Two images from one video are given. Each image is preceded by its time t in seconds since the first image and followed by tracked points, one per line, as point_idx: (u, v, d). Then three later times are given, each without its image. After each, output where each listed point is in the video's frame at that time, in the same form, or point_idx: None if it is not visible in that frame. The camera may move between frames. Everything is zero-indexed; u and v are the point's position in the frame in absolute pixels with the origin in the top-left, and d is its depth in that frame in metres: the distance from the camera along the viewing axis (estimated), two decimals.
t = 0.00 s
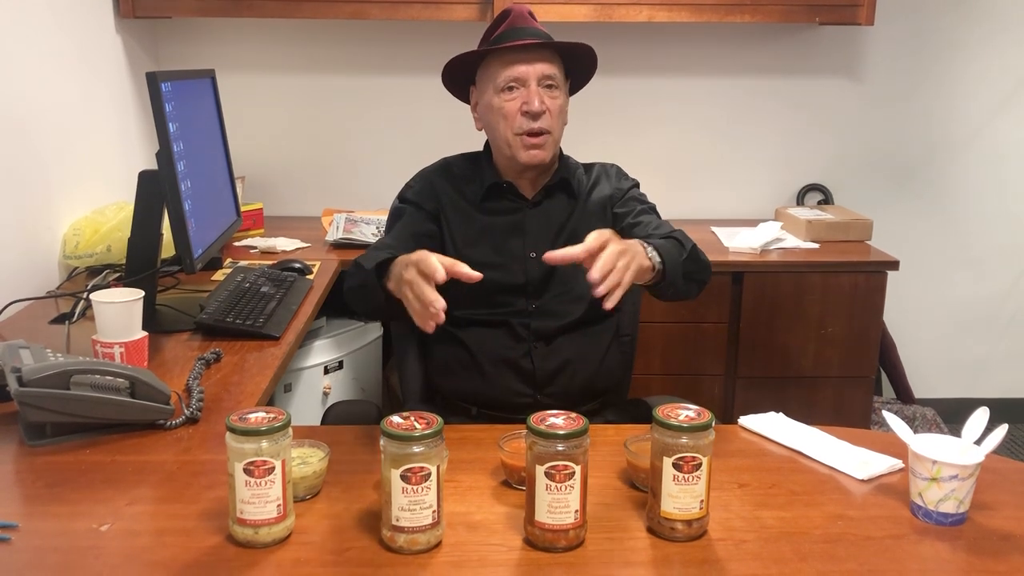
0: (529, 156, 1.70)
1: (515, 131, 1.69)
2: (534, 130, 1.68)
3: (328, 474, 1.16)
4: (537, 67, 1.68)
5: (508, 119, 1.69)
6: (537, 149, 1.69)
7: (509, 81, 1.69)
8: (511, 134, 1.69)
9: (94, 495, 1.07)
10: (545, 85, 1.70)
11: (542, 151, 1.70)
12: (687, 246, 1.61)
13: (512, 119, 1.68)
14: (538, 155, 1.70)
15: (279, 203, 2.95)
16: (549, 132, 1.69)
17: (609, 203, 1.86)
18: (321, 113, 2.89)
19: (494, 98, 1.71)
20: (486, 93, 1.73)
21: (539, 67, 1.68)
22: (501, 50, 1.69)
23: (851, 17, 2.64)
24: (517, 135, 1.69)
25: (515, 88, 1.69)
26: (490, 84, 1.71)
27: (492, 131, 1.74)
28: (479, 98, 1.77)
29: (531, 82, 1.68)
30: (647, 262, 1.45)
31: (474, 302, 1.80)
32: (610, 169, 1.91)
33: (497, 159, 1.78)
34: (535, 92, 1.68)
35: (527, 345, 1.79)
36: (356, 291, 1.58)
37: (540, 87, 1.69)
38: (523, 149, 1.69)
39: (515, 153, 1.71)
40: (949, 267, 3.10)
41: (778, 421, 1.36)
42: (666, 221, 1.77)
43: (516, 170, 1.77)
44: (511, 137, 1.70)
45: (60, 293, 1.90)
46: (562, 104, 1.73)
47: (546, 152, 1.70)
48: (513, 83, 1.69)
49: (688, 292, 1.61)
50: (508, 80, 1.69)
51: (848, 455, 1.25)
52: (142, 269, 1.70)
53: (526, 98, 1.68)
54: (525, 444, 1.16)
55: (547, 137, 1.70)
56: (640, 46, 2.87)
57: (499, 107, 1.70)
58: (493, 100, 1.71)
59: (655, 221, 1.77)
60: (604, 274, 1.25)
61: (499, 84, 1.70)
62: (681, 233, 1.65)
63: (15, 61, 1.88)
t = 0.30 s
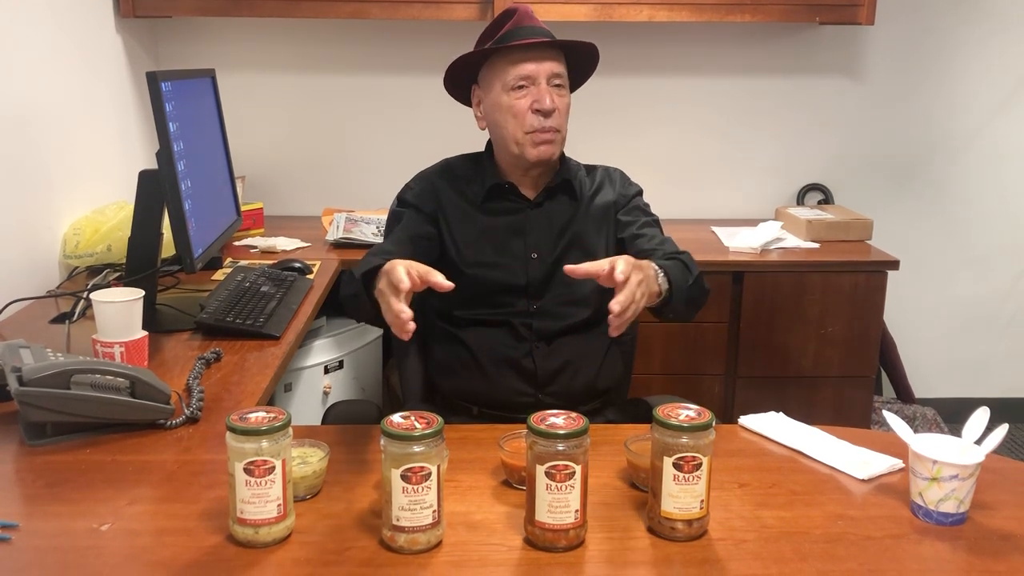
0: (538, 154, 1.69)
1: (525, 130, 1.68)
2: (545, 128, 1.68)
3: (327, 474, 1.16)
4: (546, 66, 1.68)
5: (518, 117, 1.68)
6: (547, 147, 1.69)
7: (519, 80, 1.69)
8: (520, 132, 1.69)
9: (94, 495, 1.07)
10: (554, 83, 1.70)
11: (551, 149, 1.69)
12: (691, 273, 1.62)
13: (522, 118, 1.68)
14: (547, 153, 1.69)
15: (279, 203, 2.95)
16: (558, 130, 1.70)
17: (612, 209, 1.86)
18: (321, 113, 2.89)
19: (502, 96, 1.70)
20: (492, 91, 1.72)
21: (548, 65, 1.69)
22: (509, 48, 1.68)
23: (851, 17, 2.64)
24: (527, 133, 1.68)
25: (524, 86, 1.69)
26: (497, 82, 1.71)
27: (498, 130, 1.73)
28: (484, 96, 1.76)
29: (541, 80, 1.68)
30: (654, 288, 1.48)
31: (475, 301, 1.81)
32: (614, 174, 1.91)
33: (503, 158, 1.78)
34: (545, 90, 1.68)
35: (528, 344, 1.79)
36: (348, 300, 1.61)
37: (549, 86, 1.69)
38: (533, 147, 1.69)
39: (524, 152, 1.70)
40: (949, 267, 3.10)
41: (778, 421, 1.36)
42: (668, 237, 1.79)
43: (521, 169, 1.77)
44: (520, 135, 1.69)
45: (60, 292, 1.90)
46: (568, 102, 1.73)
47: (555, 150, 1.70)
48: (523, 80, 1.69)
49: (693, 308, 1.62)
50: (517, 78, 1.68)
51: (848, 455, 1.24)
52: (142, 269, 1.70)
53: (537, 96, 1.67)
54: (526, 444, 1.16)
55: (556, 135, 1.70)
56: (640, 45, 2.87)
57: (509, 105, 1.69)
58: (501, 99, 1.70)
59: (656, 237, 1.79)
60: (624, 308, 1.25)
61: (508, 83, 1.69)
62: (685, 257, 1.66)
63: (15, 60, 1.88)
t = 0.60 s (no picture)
0: (537, 161, 1.69)
1: (525, 135, 1.68)
2: (545, 136, 1.67)
3: (328, 474, 1.16)
4: (550, 72, 1.68)
5: (519, 122, 1.68)
6: (546, 154, 1.69)
7: (521, 84, 1.68)
8: (520, 138, 1.69)
9: (95, 495, 1.07)
10: (557, 90, 1.70)
11: (550, 157, 1.70)
12: (668, 299, 1.65)
13: (522, 123, 1.68)
14: (546, 161, 1.69)
15: (279, 204, 2.95)
16: (558, 137, 1.70)
17: (609, 215, 1.86)
18: (321, 113, 2.89)
19: (504, 100, 1.70)
20: (494, 94, 1.72)
21: (552, 72, 1.68)
22: (513, 52, 1.68)
23: (851, 17, 2.64)
24: (527, 139, 1.68)
25: (527, 91, 1.68)
26: (499, 85, 1.70)
27: (498, 133, 1.73)
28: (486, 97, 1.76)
29: (543, 87, 1.68)
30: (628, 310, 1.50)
31: (474, 301, 1.81)
32: (614, 181, 1.91)
33: (502, 161, 1.78)
34: (547, 97, 1.68)
35: (527, 345, 1.79)
36: (355, 322, 1.56)
37: (552, 92, 1.69)
38: (532, 154, 1.69)
39: (523, 157, 1.70)
40: (949, 267, 3.10)
41: (778, 421, 1.36)
42: (659, 254, 1.79)
43: (519, 173, 1.77)
44: (519, 141, 1.69)
45: (60, 292, 1.90)
46: (570, 109, 1.73)
47: (554, 157, 1.70)
48: (525, 86, 1.68)
49: (671, 332, 1.65)
50: (520, 83, 1.68)
51: (848, 455, 1.25)
52: (142, 269, 1.70)
53: (539, 103, 1.67)
54: (526, 444, 1.16)
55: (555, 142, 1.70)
56: (640, 46, 2.87)
57: (510, 109, 1.69)
58: (502, 102, 1.70)
59: (647, 253, 1.79)
60: (593, 319, 1.29)
61: (510, 87, 1.69)
62: (665, 284, 1.68)
63: (15, 60, 1.88)
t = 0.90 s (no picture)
0: (534, 167, 1.70)
1: (521, 141, 1.68)
2: (541, 142, 1.67)
3: (327, 475, 1.16)
4: (547, 78, 1.68)
5: (515, 128, 1.68)
6: (542, 160, 1.69)
7: (518, 90, 1.68)
8: (516, 143, 1.69)
9: (94, 495, 1.07)
10: (554, 96, 1.69)
11: (546, 163, 1.70)
12: (666, 302, 1.65)
13: (518, 129, 1.67)
14: (542, 165, 1.70)
15: (279, 204, 2.95)
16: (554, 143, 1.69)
17: (608, 217, 1.86)
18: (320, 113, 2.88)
19: (500, 105, 1.70)
20: (490, 99, 1.72)
21: (549, 78, 1.68)
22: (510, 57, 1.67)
23: (851, 17, 2.64)
24: (523, 145, 1.68)
25: (523, 97, 1.68)
26: (496, 90, 1.70)
27: (495, 137, 1.73)
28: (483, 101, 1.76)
29: (540, 92, 1.67)
30: (625, 317, 1.50)
31: (472, 304, 1.81)
32: (612, 182, 1.91)
33: (499, 165, 1.77)
34: (544, 103, 1.67)
35: (526, 346, 1.79)
36: (355, 326, 1.57)
37: (549, 98, 1.69)
38: (528, 159, 1.69)
39: (519, 162, 1.70)
40: (948, 267, 3.10)
41: (777, 421, 1.36)
42: (658, 255, 1.80)
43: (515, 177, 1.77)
44: (516, 146, 1.69)
45: (59, 293, 1.90)
46: (568, 114, 1.72)
47: (550, 163, 1.70)
48: (522, 91, 1.68)
49: (668, 336, 1.65)
50: (516, 88, 1.68)
51: (848, 455, 1.24)
52: (141, 269, 1.69)
53: (535, 109, 1.67)
54: (525, 444, 1.16)
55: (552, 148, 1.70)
56: (640, 46, 2.87)
57: (506, 115, 1.69)
58: (499, 107, 1.70)
59: (646, 254, 1.79)
60: (595, 324, 1.29)
61: (507, 92, 1.69)
62: (662, 286, 1.68)
63: (15, 60, 1.88)
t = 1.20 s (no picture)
0: (534, 165, 1.69)
1: (520, 139, 1.68)
2: (540, 139, 1.67)
3: (327, 475, 1.16)
4: (545, 76, 1.68)
5: (514, 126, 1.68)
6: (541, 158, 1.69)
7: (516, 88, 1.68)
8: (515, 141, 1.68)
9: (94, 495, 1.07)
10: (552, 93, 1.69)
11: (546, 160, 1.69)
12: (667, 301, 1.64)
13: (518, 127, 1.67)
14: (542, 163, 1.69)
15: (279, 204, 2.95)
16: (554, 140, 1.69)
17: (608, 217, 1.86)
18: (320, 113, 2.89)
19: (499, 103, 1.70)
20: (490, 98, 1.72)
21: (547, 75, 1.68)
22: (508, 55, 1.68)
23: (850, 17, 2.64)
24: (522, 143, 1.68)
25: (522, 94, 1.68)
26: (495, 89, 1.70)
27: (495, 136, 1.73)
28: (482, 101, 1.76)
29: (538, 90, 1.68)
30: (624, 316, 1.49)
31: (473, 304, 1.81)
32: (613, 182, 1.91)
33: (500, 165, 1.77)
34: (542, 100, 1.67)
35: (526, 347, 1.79)
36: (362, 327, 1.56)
37: (547, 96, 1.69)
38: (528, 156, 1.69)
39: (519, 161, 1.70)
40: (948, 267, 3.10)
41: (777, 421, 1.36)
42: (659, 254, 1.79)
43: (516, 176, 1.77)
44: (515, 145, 1.69)
45: (59, 293, 1.90)
46: (567, 112, 1.72)
47: (550, 160, 1.69)
48: (520, 89, 1.68)
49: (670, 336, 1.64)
50: (515, 86, 1.68)
51: (848, 455, 1.25)
52: (141, 269, 1.69)
53: (534, 106, 1.67)
54: (525, 444, 1.16)
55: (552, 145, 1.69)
56: (640, 46, 2.87)
57: (506, 113, 1.69)
58: (498, 106, 1.70)
59: (646, 254, 1.79)
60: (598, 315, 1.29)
61: (506, 91, 1.69)
62: (661, 284, 1.67)
63: (14, 61, 1.88)
